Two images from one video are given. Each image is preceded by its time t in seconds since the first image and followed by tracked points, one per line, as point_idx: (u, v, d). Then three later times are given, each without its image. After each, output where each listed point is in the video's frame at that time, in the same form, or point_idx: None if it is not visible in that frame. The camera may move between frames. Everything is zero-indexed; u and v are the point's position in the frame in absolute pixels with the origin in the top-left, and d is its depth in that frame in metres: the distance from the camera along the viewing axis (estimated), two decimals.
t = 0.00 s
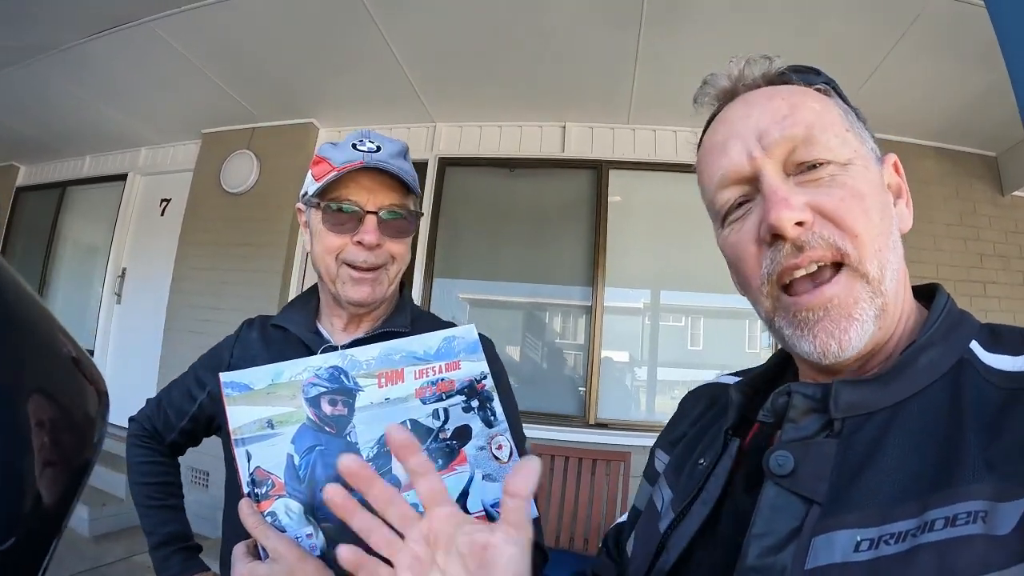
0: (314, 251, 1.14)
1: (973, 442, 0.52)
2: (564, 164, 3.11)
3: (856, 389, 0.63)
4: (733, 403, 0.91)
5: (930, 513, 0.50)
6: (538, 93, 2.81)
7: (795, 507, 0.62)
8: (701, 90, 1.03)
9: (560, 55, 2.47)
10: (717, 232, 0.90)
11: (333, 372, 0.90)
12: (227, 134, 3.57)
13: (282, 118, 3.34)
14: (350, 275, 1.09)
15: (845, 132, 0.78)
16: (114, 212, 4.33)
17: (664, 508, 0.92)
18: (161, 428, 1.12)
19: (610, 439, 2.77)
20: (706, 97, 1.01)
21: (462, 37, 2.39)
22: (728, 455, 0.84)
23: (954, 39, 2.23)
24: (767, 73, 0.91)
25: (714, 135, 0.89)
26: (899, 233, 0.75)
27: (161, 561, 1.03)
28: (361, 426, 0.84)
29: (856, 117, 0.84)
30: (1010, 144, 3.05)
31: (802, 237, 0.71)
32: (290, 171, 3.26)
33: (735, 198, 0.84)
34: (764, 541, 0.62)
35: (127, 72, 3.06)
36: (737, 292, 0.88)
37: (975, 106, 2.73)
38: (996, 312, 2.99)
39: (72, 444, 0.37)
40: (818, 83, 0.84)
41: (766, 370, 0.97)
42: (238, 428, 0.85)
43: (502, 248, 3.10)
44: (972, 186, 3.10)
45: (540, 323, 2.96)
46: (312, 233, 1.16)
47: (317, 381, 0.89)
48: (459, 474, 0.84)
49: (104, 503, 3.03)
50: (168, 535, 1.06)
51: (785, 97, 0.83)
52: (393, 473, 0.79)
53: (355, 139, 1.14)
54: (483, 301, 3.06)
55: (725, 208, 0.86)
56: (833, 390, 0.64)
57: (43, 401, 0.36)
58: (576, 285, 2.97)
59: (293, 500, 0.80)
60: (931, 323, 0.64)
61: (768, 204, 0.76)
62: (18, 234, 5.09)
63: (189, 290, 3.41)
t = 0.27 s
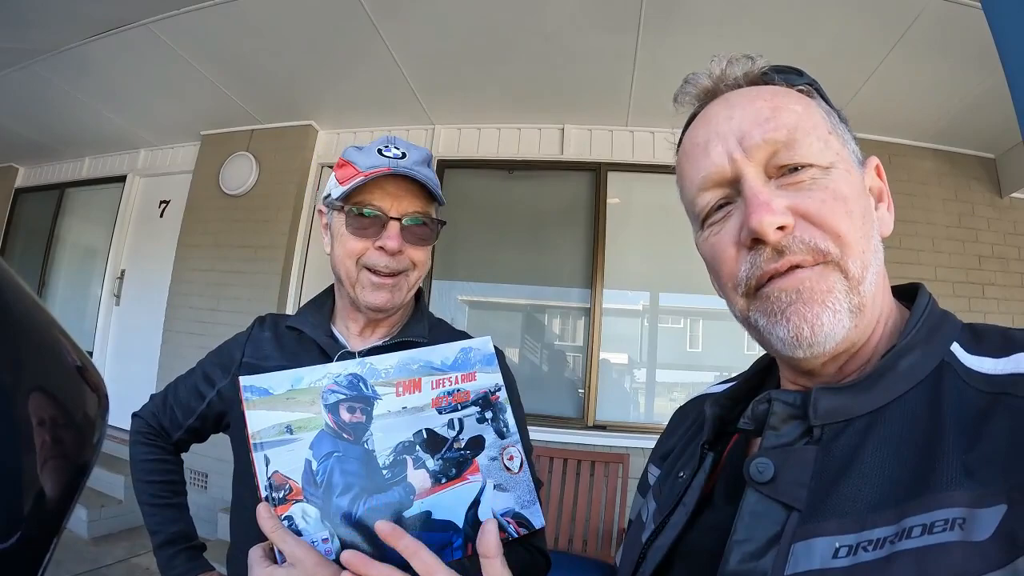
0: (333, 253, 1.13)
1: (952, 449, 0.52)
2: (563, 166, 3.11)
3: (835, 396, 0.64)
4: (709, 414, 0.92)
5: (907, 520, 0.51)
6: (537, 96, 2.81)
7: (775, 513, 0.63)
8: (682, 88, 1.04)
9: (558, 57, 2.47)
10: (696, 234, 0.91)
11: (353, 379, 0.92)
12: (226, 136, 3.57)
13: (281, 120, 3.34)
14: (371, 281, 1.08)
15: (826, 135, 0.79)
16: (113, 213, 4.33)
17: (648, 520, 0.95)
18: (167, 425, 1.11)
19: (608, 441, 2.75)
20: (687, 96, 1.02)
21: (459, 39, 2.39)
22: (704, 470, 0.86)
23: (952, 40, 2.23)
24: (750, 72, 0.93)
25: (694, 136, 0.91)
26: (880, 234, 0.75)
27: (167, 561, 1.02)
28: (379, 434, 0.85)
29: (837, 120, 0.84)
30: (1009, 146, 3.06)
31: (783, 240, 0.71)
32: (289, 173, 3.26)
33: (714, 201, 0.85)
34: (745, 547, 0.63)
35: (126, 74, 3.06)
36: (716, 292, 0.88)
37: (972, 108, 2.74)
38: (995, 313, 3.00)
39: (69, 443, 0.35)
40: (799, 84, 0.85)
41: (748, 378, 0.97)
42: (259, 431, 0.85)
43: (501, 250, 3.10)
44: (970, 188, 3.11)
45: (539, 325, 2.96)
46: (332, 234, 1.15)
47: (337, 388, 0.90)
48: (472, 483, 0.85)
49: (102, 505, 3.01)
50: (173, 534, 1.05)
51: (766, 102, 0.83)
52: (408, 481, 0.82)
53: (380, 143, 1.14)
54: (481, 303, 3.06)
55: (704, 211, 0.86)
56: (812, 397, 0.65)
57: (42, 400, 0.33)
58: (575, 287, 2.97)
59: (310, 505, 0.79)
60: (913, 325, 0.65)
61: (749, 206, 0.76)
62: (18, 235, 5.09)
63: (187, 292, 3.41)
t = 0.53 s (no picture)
0: (344, 251, 1.12)
1: (943, 445, 0.51)
2: (562, 168, 3.11)
3: (826, 395, 0.63)
4: (702, 417, 0.90)
5: (902, 517, 0.50)
6: (536, 97, 2.81)
7: (770, 514, 0.62)
8: (668, 86, 1.03)
9: (557, 58, 2.46)
10: (685, 235, 0.90)
11: (362, 384, 0.90)
12: (224, 137, 3.56)
13: (279, 121, 3.33)
14: (381, 279, 1.07)
15: (815, 134, 0.79)
16: (111, 215, 4.31)
17: (642, 522, 0.94)
18: (165, 423, 1.09)
19: (606, 443, 2.74)
20: (672, 94, 1.02)
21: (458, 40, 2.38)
22: (697, 473, 0.84)
23: (950, 43, 2.24)
24: (736, 70, 0.93)
25: (682, 134, 0.90)
26: (868, 231, 0.76)
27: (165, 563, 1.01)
28: (388, 440, 0.86)
29: (824, 117, 0.85)
30: (1007, 147, 3.06)
31: (774, 241, 0.71)
32: (287, 174, 3.25)
33: (703, 201, 0.84)
34: (741, 549, 0.62)
35: (123, 74, 3.04)
36: (707, 293, 0.88)
37: (969, 110, 2.75)
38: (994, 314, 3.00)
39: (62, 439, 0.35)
40: (786, 81, 0.86)
41: (739, 379, 0.96)
42: (268, 436, 0.82)
43: (499, 252, 3.10)
44: (969, 189, 3.11)
45: (537, 328, 2.96)
46: (343, 232, 1.14)
47: (347, 394, 0.89)
48: (478, 489, 0.86)
49: (98, 507, 2.99)
50: (171, 535, 1.04)
51: (755, 100, 0.83)
52: (416, 486, 0.83)
53: (395, 143, 1.13)
54: (479, 305, 3.05)
55: (693, 211, 0.86)
56: (803, 396, 0.64)
57: (32, 393, 0.33)
58: (573, 289, 2.97)
59: (319, 510, 0.78)
60: (902, 320, 0.64)
61: (740, 207, 0.76)
62: (15, 237, 5.07)
63: (185, 294, 3.40)
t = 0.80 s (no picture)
0: (342, 249, 1.11)
1: (953, 438, 0.51)
2: (561, 169, 3.10)
3: (832, 387, 0.62)
4: (705, 410, 0.89)
5: (912, 512, 0.50)
6: (536, 98, 2.81)
7: (777, 507, 0.60)
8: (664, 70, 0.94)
9: (557, 59, 2.46)
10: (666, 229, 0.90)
11: (361, 381, 0.90)
12: (223, 137, 3.55)
13: (277, 122, 3.32)
14: (379, 277, 1.07)
15: (787, 132, 0.69)
16: (109, 215, 4.30)
17: (644, 517, 0.92)
18: (162, 423, 1.08)
19: (606, 444, 2.74)
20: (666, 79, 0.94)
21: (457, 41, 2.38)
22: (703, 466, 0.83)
23: (950, 44, 2.24)
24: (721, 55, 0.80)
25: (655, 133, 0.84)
26: (848, 235, 0.69)
27: (162, 563, 1.01)
28: (388, 437, 0.86)
29: (813, 102, 0.73)
30: (1006, 147, 3.06)
31: (720, 258, 0.70)
32: (285, 174, 3.24)
33: (671, 208, 0.82)
34: (748, 544, 0.61)
35: (121, 74, 3.03)
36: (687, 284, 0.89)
37: (968, 111, 2.74)
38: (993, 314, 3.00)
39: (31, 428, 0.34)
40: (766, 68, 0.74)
41: (742, 372, 0.94)
42: (267, 433, 0.82)
43: (497, 253, 3.09)
44: (968, 189, 3.11)
45: (535, 330, 2.96)
46: (340, 230, 1.13)
47: (346, 390, 0.89)
48: (478, 485, 0.85)
49: (96, 508, 2.99)
50: (169, 535, 1.03)
51: (721, 95, 0.74)
52: (416, 482, 0.82)
53: (392, 140, 1.12)
54: (478, 306, 3.05)
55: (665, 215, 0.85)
56: (810, 389, 0.63)
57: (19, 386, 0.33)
58: (572, 290, 2.97)
59: (320, 507, 0.78)
60: (909, 314, 0.63)
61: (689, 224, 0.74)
62: (13, 237, 5.06)
63: (183, 294, 3.39)
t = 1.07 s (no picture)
0: (345, 252, 1.09)
1: (991, 443, 0.51)
2: (561, 170, 3.10)
3: (870, 385, 0.61)
4: (752, 398, 0.83)
5: (945, 516, 0.50)
6: (535, 99, 2.81)
7: (810, 505, 0.60)
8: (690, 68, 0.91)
9: (556, 60, 2.46)
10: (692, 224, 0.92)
11: (360, 381, 0.90)
12: (222, 138, 3.55)
13: (277, 123, 3.32)
14: (390, 278, 1.06)
15: (776, 153, 0.67)
16: (107, 216, 4.30)
17: (678, 504, 0.87)
18: (159, 424, 1.08)
19: (605, 445, 2.74)
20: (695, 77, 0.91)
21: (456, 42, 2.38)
22: (747, 455, 0.78)
23: (949, 45, 2.24)
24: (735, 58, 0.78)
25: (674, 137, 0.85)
26: (852, 247, 0.65)
27: (160, 565, 1.01)
28: (388, 437, 0.85)
29: (820, 108, 0.68)
30: (1005, 148, 3.06)
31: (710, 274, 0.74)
32: (285, 175, 3.24)
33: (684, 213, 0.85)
34: (778, 541, 0.60)
35: (121, 75, 3.03)
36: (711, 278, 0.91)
37: (967, 112, 2.75)
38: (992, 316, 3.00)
39: (18, 430, 0.32)
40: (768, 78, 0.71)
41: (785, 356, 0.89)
42: (265, 434, 0.81)
43: (497, 254, 3.09)
44: (967, 190, 3.12)
45: (535, 332, 2.95)
46: (340, 233, 1.11)
47: (345, 390, 0.88)
48: (479, 485, 0.85)
49: (94, 509, 2.98)
50: (167, 537, 1.03)
51: (716, 112, 0.73)
52: (416, 483, 0.82)
53: (390, 138, 1.11)
54: (477, 307, 3.04)
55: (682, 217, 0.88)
56: (847, 387, 0.62)
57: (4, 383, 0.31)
58: (572, 292, 2.96)
59: (320, 509, 0.77)
60: (949, 314, 0.62)
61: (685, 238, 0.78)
62: (12, 238, 5.05)
63: (182, 296, 3.38)
